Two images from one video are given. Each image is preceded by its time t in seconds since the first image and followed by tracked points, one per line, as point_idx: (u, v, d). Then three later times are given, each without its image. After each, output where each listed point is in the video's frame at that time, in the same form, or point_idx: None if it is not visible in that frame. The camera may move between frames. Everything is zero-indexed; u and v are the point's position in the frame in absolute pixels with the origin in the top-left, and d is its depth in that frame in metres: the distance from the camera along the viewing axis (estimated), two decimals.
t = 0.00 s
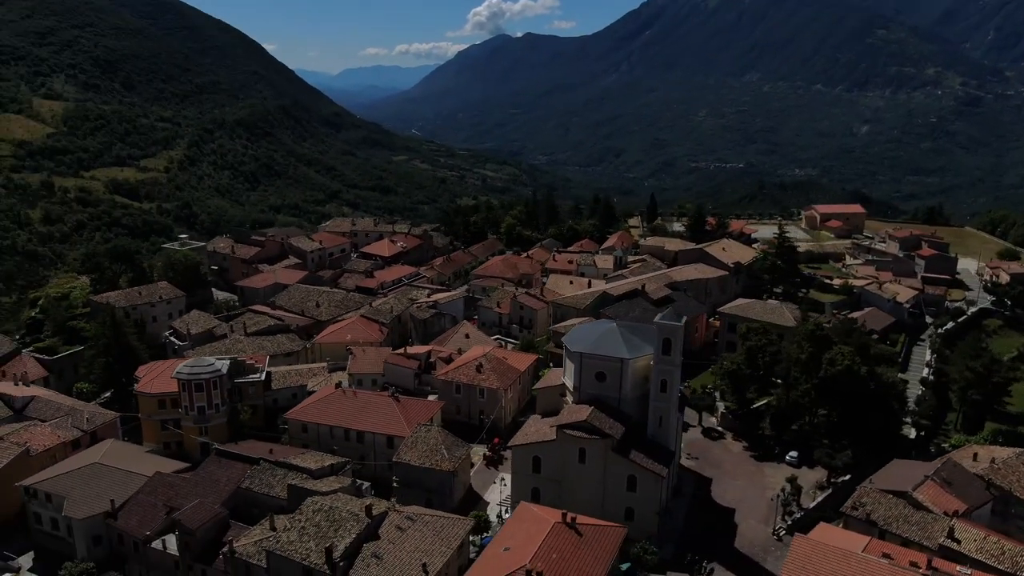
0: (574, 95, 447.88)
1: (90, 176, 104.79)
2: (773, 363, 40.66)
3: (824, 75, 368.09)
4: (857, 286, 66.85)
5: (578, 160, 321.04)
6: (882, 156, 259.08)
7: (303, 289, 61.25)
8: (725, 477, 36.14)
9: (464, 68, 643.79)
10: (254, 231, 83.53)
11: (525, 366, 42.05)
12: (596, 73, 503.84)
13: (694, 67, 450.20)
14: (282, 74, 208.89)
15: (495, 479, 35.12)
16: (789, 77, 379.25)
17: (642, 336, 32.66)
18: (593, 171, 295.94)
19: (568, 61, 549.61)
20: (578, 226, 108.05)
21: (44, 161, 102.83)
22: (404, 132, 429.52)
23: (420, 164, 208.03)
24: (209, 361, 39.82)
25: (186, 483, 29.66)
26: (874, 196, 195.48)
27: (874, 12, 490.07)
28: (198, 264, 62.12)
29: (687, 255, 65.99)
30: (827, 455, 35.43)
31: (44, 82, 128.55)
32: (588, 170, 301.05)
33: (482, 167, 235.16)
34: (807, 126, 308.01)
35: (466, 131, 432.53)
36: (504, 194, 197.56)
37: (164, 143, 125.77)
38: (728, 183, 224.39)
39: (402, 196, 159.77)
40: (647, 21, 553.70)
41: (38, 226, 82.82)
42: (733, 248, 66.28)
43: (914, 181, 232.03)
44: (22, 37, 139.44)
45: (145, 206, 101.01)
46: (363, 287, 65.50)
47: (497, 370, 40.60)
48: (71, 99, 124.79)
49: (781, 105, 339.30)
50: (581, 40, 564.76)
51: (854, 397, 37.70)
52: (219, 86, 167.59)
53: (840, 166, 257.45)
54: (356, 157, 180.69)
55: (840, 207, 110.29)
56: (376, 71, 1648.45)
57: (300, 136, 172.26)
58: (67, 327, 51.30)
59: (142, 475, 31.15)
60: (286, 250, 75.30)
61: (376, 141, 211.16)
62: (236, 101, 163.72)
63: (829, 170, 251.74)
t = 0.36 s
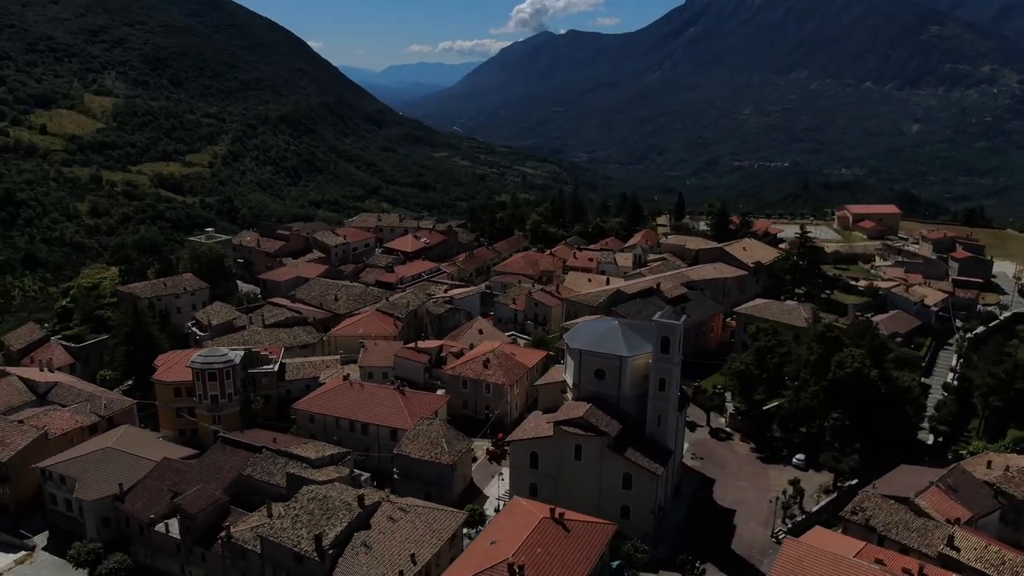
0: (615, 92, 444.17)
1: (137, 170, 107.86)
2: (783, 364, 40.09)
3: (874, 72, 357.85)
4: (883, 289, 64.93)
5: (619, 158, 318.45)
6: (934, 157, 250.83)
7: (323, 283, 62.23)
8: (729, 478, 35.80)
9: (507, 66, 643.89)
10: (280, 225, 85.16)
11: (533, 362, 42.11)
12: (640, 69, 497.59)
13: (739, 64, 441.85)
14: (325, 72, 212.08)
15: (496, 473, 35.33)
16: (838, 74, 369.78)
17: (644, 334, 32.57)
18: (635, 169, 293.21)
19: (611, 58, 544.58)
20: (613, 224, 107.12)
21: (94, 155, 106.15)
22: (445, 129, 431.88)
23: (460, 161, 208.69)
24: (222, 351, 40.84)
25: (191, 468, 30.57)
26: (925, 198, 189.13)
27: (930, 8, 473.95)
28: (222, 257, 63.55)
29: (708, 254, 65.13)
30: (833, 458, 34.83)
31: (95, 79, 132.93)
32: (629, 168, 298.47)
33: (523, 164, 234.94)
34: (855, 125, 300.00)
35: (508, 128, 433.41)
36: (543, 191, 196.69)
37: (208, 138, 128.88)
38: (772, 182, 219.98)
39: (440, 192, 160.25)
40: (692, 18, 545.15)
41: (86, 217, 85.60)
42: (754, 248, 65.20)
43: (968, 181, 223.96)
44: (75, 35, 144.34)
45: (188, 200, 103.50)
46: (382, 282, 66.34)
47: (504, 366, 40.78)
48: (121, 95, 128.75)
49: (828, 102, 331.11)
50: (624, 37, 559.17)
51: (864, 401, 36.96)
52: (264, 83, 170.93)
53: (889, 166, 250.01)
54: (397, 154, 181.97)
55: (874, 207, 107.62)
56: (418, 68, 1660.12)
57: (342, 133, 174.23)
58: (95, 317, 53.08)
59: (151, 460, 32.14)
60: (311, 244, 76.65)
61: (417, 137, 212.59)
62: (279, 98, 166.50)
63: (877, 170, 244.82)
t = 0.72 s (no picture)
0: (657, 90, 439.17)
1: (180, 165, 110.83)
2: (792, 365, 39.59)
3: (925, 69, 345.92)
4: (908, 291, 63.09)
5: (660, 157, 315.08)
6: (987, 157, 241.48)
7: (342, 277, 63.16)
8: (732, 479, 35.44)
9: (550, 63, 642.34)
10: (305, 220, 86.58)
11: (540, 358, 42.16)
12: (684, 66, 490.07)
13: (785, 60, 431.85)
14: (367, 68, 214.58)
15: (496, 468, 35.55)
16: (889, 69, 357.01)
17: (644, 332, 32.46)
18: (675, 168, 289.85)
19: (654, 55, 537.60)
20: (647, 223, 105.90)
21: (140, 150, 109.36)
22: (486, 126, 433.95)
23: (499, 158, 208.78)
24: (236, 342, 41.75)
25: (197, 454, 31.46)
26: (979, 200, 181.70)
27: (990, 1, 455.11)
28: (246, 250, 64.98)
29: (728, 253, 64.24)
30: (837, 462, 34.29)
31: (144, 75, 137.08)
32: (669, 166, 295.15)
33: (562, 163, 234.19)
34: (904, 123, 290.66)
35: (549, 126, 433.07)
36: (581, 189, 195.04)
37: (250, 134, 131.86)
38: (817, 180, 214.87)
39: (478, 189, 160.33)
40: (737, 13, 534.29)
41: (131, 210, 88.31)
42: (775, 247, 64.20)
43: None
44: (126, 33, 149.01)
45: (230, 194, 105.87)
46: (401, 276, 67.12)
47: (511, 361, 40.97)
48: (168, 91, 132.61)
49: (876, 99, 321.45)
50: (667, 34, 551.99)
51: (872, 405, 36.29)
52: (306, 80, 173.93)
53: (940, 166, 241.45)
54: (436, 151, 182.85)
55: (910, 207, 104.73)
56: (459, 64, 1666.17)
57: (382, 129, 175.82)
58: (122, 306, 54.74)
59: (160, 446, 33.04)
60: (334, 237, 78.00)
61: (457, 134, 213.38)
62: (319, 95, 169.03)
63: (926, 171, 236.80)
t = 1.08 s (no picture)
0: (694, 88, 433.90)
1: (218, 160, 113.06)
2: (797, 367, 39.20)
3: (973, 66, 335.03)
4: (931, 293, 61.05)
5: (697, 155, 311.03)
6: None
7: (358, 271, 63.90)
8: (732, 479, 35.13)
9: (588, 60, 638.91)
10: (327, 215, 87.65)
11: (546, 355, 42.20)
12: (722, 63, 482.60)
13: (828, 57, 421.96)
14: (404, 66, 216.35)
15: (496, 463, 35.76)
16: (936, 66, 346.02)
17: (642, 331, 32.34)
18: (712, 166, 285.87)
19: (692, 52, 530.32)
20: (678, 221, 104.75)
21: (179, 145, 111.91)
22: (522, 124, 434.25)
23: (533, 156, 208.15)
24: (247, 334, 42.59)
25: (201, 442, 32.26)
26: None
27: None
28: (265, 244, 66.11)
29: (744, 252, 63.36)
30: (839, 464, 33.85)
31: (185, 72, 140.41)
32: (706, 164, 291.35)
33: (597, 160, 232.90)
34: (950, 121, 281.72)
35: (585, 123, 431.49)
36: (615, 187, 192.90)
37: (287, 130, 134.01)
38: (859, 178, 209.85)
39: (512, 186, 159.78)
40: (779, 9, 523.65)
41: (168, 205, 90.60)
42: (792, 247, 63.34)
43: None
44: (168, 31, 152.51)
45: (265, 190, 107.65)
46: (417, 272, 67.70)
47: (515, 357, 41.11)
48: (207, 88, 135.80)
49: (921, 96, 312.16)
50: (706, 30, 544.17)
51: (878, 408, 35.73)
52: (343, 78, 176.01)
53: (987, 167, 233.33)
54: (470, 148, 182.92)
55: (941, 207, 101.85)
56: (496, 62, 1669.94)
57: (417, 126, 176.68)
58: (144, 297, 56.15)
59: (167, 434, 33.91)
60: (354, 233, 78.94)
61: (492, 132, 213.67)
62: (355, 92, 170.73)
63: (973, 171, 228.99)
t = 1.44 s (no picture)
0: (735, 86, 427.58)
1: (257, 156, 115.36)
2: (803, 368, 38.80)
3: None
4: (955, 295, 59.05)
5: (738, 153, 306.04)
6: None
7: (377, 266, 64.73)
8: (731, 480, 34.87)
9: (629, 58, 634.09)
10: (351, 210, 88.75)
11: (552, 351, 42.35)
12: (766, 62, 473.76)
13: (877, 54, 410.16)
14: (444, 63, 217.66)
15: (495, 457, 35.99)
16: (988, 63, 333.68)
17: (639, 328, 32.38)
18: (751, 164, 281.12)
19: (733, 49, 522.02)
20: (709, 221, 103.44)
21: (220, 141, 114.49)
22: (560, 121, 433.87)
23: (570, 154, 207.12)
24: (258, 326, 43.46)
25: (207, 429, 33.15)
26: None
27: None
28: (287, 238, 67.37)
29: (761, 252, 62.49)
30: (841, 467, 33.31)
31: (227, 69, 143.42)
32: (747, 163, 286.45)
33: (635, 159, 230.82)
34: (1002, 120, 271.18)
35: (624, 121, 429.16)
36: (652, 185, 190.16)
37: (325, 126, 136.30)
38: (905, 177, 203.97)
39: (547, 183, 158.94)
40: (827, 5, 511.28)
41: (207, 199, 92.81)
42: (812, 246, 62.37)
43: None
44: (212, 28, 155.97)
45: (303, 185, 109.12)
46: (433, 267, 68.37)
47: (519, 352, 41.28)
48: (248, 85, 138.77)
49: (972, 94, 301.23)
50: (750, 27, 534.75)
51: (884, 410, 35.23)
52: (382, 75, 177.73)
53: None
54: (507, 145, 182.62)
55: (977, 208, 98.52)
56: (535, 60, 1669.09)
57: (454, 123, 177.14)
58: (166, 289, 57.48)
59: (175, 421, 34.85)
60: (375, 228, 79.95)
61: (530, 130, 213.67)
62: (394, 89, 172.25)
63: None
